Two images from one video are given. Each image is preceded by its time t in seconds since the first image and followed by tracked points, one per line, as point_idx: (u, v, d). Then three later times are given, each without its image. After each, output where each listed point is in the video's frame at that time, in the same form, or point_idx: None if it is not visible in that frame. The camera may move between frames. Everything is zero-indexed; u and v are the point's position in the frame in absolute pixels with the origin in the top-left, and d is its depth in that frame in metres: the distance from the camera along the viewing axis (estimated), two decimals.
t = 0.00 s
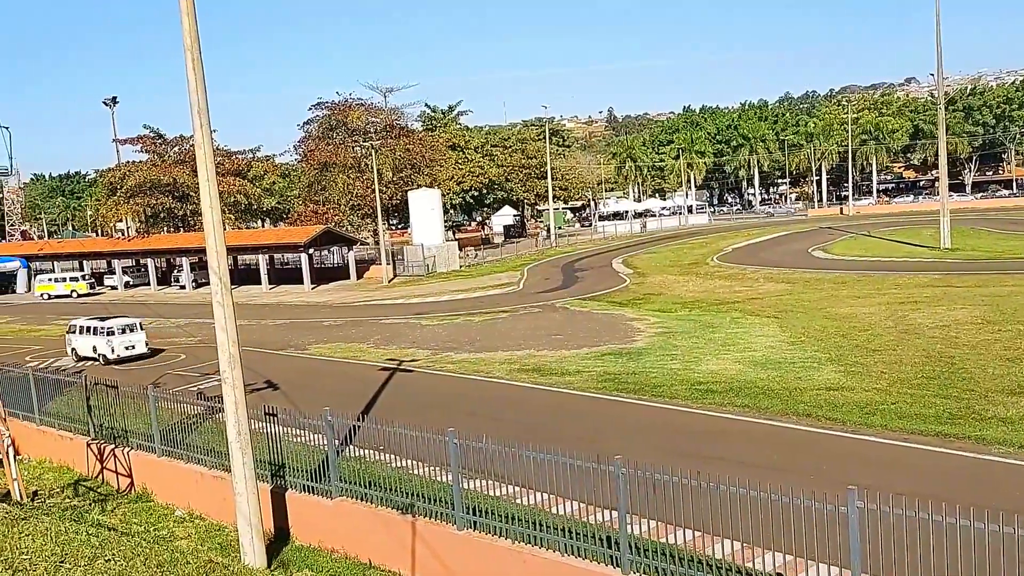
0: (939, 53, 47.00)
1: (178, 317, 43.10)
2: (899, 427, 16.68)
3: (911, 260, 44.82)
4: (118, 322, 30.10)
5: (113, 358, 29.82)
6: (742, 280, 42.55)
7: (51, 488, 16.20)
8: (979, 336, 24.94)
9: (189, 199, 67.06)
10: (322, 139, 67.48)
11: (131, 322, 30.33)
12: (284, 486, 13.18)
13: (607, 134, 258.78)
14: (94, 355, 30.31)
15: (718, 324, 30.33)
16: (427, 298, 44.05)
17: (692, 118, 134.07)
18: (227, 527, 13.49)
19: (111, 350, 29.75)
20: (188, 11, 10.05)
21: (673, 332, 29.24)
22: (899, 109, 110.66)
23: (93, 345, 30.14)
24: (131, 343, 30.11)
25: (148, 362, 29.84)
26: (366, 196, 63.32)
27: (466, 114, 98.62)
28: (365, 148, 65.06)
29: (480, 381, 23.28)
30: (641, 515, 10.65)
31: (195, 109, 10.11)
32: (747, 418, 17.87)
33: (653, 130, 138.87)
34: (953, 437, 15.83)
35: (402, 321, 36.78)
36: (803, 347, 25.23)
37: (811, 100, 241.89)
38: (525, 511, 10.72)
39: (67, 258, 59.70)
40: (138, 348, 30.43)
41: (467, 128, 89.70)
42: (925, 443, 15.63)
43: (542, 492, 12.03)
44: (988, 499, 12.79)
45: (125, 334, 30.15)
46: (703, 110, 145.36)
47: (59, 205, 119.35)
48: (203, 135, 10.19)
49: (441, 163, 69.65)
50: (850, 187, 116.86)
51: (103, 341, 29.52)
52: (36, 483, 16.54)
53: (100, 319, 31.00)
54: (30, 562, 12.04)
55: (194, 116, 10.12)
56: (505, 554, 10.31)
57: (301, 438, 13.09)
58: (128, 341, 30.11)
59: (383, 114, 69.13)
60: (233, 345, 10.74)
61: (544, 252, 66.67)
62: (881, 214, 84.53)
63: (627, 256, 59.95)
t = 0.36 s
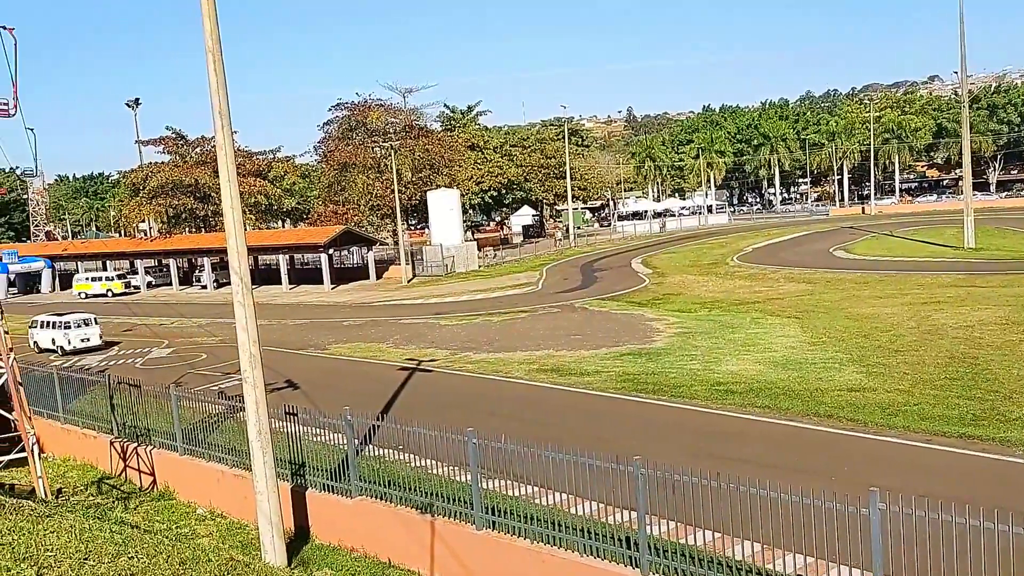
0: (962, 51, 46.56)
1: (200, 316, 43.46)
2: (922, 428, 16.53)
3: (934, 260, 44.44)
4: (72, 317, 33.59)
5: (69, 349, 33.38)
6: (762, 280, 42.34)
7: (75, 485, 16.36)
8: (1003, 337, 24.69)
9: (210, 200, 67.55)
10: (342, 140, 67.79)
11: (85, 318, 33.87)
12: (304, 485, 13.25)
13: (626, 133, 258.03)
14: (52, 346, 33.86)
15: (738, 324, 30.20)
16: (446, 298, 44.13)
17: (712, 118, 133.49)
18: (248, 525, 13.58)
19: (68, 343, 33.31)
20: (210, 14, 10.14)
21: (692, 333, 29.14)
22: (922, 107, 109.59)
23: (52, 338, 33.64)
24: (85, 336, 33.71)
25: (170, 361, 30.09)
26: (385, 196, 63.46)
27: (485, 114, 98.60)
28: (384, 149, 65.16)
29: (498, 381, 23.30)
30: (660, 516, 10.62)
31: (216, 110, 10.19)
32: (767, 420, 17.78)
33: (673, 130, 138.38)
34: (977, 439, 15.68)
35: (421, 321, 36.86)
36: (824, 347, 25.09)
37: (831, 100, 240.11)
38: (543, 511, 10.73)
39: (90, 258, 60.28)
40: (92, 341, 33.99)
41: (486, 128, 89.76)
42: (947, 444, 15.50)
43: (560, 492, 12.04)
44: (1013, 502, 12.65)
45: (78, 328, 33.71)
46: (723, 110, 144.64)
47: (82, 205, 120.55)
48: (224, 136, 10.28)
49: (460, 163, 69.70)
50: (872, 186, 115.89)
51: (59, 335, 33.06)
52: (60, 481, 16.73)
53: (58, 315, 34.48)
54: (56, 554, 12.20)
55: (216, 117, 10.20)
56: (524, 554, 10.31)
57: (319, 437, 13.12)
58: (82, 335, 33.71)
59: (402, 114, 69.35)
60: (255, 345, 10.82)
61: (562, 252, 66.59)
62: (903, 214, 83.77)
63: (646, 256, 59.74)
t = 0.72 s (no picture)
0: (993, 47, 45.95)
1: (228, 316, 43.89)
2: (952, 431, 16.33)
3: (965, 260, 43.88)
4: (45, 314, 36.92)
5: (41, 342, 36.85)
6: (789, 280, 42.05)
7: (105, 482, 16.60)
8: None
9: (237, 201, 68.18)
10: (367, 141, 67.98)
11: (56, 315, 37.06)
12: (330, 484, 13.34)
13: (651, 131, 256.98)
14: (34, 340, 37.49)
15: (765, 324, 30.02)
16: (471, 298, 44.22)
17: (738, 117, 132.69)
18: (275, 523, 13.68)
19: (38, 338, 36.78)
20: (237, 16, 10.23)
21: (718, 333, 28.98)
22: (952, 105, 108.14)
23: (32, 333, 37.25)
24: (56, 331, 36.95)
25: (198, 360, 30.40)
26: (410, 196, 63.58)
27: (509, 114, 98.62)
28: (409, 149, 65.39)
29: (524, 381, 23.30)
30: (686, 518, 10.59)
31: (244, 111, 10.29)
32: (793, 421, 17.64)
33: (699, 129, 137.75)
34: (1008, 442, 15.46)
35: (446, 321, 36.97)
36: (852, 348, 24.88)
37: (859, 97, 237.87)
38: (568, 512, 10.72)
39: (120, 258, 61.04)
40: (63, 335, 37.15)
41: (511, 128, 89.80)
42: (978, 447, 15.29)
43: (585, 492, 12.03)
44: None
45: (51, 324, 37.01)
46: (750, 108, 143.73)
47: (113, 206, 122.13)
48: (251, 138, 10.37)
49: (485, 163, 69.93)
50: (901, 185, 114.75)
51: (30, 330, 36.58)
52: (91, 478, 16.97)
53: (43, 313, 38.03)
54: (87, 550, 11.29)
55: (243, 120, 10.30)
56: (549, 555, 10.31)
57: (346, 436, 13.21)
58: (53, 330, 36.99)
59: (428, 114, 69.60)
60: (281, 345, 10.91)
61: (587, 252, 66.48)
62: (933, 212, 82.93)
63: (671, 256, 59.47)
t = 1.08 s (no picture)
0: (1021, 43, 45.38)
1: (253, 316, 44.21)
2: (981, 432, 16.14)
3: (993, 260, 43.30)
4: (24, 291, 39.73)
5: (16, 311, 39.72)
6: (814, 280, 41.73)
7: (133, 480, 16.79)
8: None
9: (262, 201, 68.67)
10: (390, 142, 68.08)
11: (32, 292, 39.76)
12: (354, 482, 13.42)
13: (675, 130, 255.73)
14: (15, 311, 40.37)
15: (790, 324, 29.81)
16: (494, 298, 44.25)
17: (763, 115, 131.82)
18: (300, 521, 13.77)
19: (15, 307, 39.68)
20: (262, 18, 10.31)
21: (742, 333, 28.81)
22: (981, 103, 106.68)
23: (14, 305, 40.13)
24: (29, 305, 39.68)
25: (224, 359, 30.64)
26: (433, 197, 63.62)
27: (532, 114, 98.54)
28: (432, 149, 65.54)
29: (547, 381, 23.29)
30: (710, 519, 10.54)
31: (269, 111, 10.36)
32: (818, 422, 17.49)
33: (723, 128, 136.97)
34: None
35: (470, 321, 37.03)
36: (878, 348, 24.66)
37: (886, 95, 235.61)
38: (590, 512, 10.70)
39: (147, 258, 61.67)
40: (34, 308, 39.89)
41: (534, 128, 89.74)
42: (1008, 449, 15.09)
43: (608, 493, 12.01)
44: None
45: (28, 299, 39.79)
46: (776, 106, 142.69)
47: (139, 207, 123.26)
48: (276, 137, 10.43)
49: (508, 163, 70.06)
50: (929, 184, 113.52)
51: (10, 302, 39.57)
52: (119, 475, 17.16)
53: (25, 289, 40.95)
54: (116, 546, 11.13)
55: (269, 120, 10.37)
56: (573, 555, 10.29)
57: (369, 435, 13.25)
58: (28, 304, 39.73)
59: (451, 114, 69.76)
60: (306, 343, 10.98)
61: (611, 252, 66.30)
62: (961, 212, 82.04)
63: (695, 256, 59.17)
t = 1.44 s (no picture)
0: None
1: (279, 315, 44.54)
2: (1012, 435, 15.91)
3: None
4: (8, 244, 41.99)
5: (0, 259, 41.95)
6: (841, 280, 41.37)
7: (161, 477, 16.98)
8: None
9: (288, 202, 69.18)
10: (415, 142, 68.14)
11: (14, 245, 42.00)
12: (379, 481, 13.47)
13: (700, 129, 254.35)
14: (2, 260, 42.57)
15: (817, 325, 29.59)
16: (519, 298, 44.28)
17: (789, 114, 130.70)
18: (325, 519, 13.85)
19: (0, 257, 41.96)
20: (288, 20, 10.38)
21: (768, 334, 28.59)
22: (1012, 100, 105.01)
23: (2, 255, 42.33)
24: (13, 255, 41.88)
25: (250, 358, 30.90)
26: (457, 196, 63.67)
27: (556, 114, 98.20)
28: (456, 149, 65.63)
29: (571, 381, 23.26)
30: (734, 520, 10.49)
31: (294, 114, 10.43)
32: (845, 423, 17.35)
33: (750, 127, 136.00)
34: None
35: (494, 320, 37.09)
36: (907, 349, 24.42)
37: (915, 93, 232.92)
38: (615, 514, 10.68)
39: (175, 258, 62.37)
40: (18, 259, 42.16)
41: (558, 127, 89.60)
42: None
43: (633, 494, 11.98)
44: None
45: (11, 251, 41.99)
46: (802, 105, 141.44)
47: (168, 208, 124.63)
48: (302, 138, 10.49)
49: (531, 163, 70.13)
50: (958, 183, 112.08)
51: None
52: (147, 473, 17.36)
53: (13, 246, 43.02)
54: (145, 543, 11.21)
55: (294, 122, 10.44)
56: (597, 555, 10.28)
57: (394, 434, 13.31)
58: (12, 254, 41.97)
59: (475, 115, 69.88)
60: (331, 344, 11.04)
61: (635, 252, 66.04)
62: (991, 211, 80.91)
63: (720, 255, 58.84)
